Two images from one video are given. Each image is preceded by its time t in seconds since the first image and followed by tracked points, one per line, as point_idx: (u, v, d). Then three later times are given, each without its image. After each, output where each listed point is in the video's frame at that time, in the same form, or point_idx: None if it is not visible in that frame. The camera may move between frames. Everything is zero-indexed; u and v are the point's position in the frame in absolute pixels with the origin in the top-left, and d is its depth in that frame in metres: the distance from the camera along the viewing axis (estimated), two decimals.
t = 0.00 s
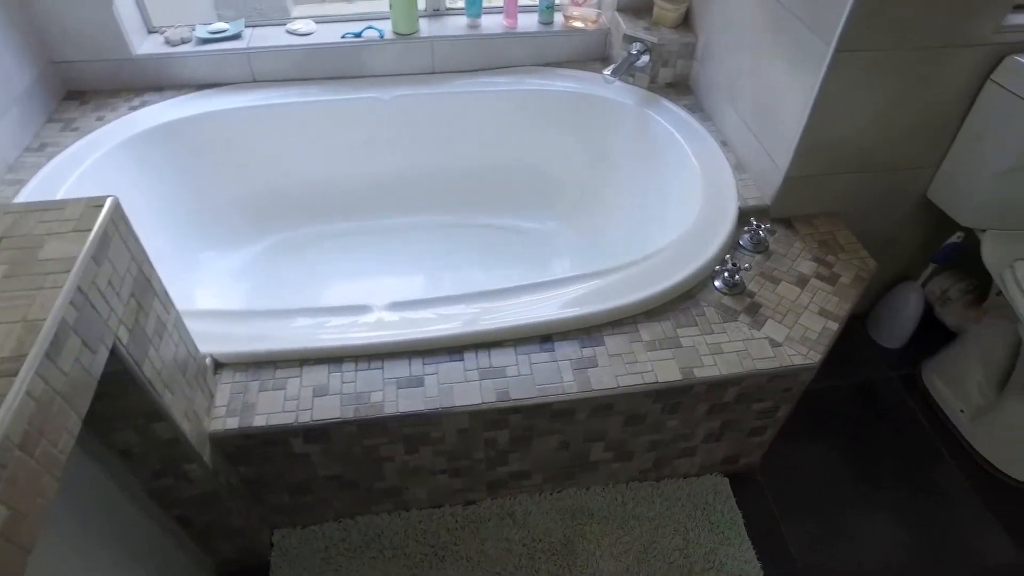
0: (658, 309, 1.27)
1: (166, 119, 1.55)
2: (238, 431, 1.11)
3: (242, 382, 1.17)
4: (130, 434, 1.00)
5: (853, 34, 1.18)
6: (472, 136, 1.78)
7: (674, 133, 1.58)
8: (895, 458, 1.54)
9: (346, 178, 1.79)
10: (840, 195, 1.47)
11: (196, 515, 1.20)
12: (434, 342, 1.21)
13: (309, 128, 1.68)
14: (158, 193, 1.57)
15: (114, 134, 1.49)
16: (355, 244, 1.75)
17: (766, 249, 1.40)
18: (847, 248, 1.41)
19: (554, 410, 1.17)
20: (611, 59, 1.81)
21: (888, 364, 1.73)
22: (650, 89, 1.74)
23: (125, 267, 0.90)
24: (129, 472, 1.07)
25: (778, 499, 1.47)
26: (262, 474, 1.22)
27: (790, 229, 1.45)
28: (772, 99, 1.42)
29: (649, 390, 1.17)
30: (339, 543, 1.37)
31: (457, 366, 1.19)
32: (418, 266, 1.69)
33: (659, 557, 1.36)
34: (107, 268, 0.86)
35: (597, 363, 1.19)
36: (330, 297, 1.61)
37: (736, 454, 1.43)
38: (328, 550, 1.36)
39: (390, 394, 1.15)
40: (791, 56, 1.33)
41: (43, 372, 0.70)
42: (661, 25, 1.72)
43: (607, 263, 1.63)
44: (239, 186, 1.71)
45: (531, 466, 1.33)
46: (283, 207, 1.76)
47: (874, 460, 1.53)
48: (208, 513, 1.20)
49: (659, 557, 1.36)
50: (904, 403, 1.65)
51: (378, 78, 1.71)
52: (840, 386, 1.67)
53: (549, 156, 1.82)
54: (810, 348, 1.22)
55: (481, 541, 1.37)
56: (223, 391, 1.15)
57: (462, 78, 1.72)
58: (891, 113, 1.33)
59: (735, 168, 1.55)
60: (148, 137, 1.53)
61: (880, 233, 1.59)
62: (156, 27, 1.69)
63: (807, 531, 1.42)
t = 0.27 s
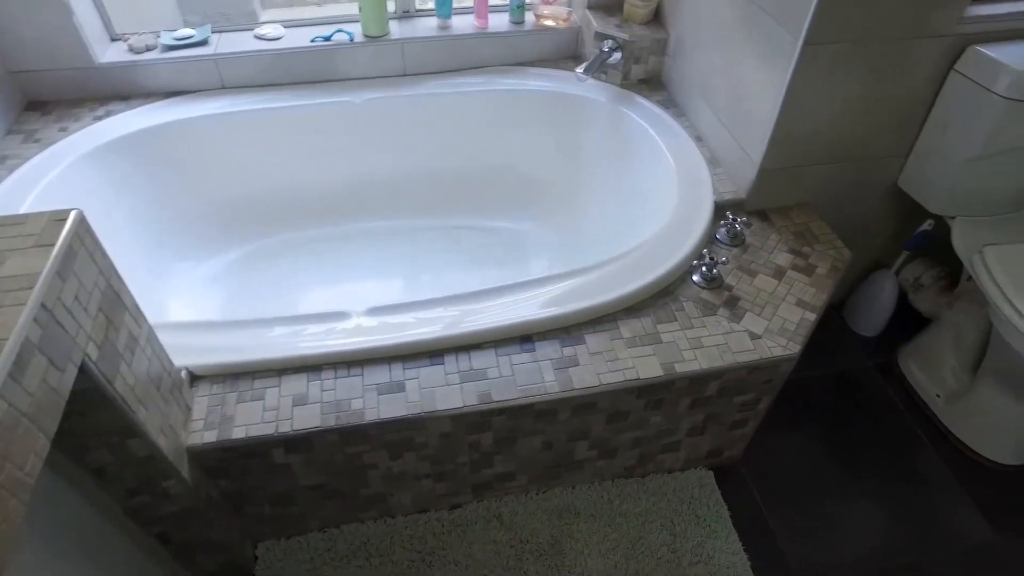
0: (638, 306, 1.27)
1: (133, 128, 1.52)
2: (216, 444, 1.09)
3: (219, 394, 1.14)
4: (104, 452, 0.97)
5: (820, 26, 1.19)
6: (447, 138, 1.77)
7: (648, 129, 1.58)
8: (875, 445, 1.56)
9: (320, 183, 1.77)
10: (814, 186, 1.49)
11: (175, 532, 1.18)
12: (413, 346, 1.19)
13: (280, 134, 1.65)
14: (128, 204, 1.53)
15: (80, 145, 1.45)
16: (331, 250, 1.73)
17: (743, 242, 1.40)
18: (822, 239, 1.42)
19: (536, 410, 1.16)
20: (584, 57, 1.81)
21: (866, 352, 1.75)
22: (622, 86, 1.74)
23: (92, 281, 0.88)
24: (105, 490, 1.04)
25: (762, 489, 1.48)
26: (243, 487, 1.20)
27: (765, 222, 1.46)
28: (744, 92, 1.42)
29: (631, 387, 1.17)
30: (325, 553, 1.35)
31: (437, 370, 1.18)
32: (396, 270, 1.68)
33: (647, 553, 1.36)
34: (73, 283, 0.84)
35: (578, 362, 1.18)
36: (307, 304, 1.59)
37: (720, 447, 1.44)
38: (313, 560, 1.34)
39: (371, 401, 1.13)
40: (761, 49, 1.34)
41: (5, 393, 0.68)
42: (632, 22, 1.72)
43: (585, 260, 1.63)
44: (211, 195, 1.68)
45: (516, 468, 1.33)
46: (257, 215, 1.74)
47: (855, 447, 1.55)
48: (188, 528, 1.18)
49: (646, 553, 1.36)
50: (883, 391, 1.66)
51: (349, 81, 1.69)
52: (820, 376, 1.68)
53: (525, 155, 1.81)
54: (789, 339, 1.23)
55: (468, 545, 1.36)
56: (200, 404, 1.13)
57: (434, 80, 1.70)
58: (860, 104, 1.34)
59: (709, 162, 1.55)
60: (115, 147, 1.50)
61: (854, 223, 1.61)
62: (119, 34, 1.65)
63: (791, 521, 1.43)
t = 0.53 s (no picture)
0: (616, 304, 1.28)
1: (100, 139, 1.50)
2: (195, 458, 1.07)
3: (197, 407, 1.12)
4: (79, 470, 0.95)
5: (787, 21, 1.20)
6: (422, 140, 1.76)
7: (622, 127, 1.58)
8: (855, 432, 1.58)
9: (294, 189, 1.75)
10: (787, 179, 1.50)
11: (156, 548, 1.16)
12: (393, 351, 1.19)
13: (252, 141, 1.64)
14: (98, 215, 1.51)
15: (45, 157, 1.43)
16: (308, 256, 1.71)
17: (719, 237, 1.41)
18: (796, 231, 1.43)
19: (518, 411, 1.16)
20: (555, 56, 1.81)
21: (843, 341, 1.77)
22: (595, 84, 1.74)
23: (60, 297, 0.87)
24: (81, 509, 1.02)
25: (745, 481, 1.49)
26: (224, 500, 1.19)
27: (740, 215, 1.48)
28: (715, 88, 1.43)
29: (612, 385, 1.17)
30: (311, 563, 1.34)
31: (418, 374, 1.17)
32: (375, 274, 1.67)
33: (634, 548, 1.36)
34: (40, 299, 0.82)
35: (559, 362, 1.18)
36: (285, 312, 1.57)
37: (702, 440, 1.45)
38: (299, 570, 1.33)
39: (351, 408, 1.12)
40: (730, 44, 1.35)
41: None
42: (603, 20, 1.73)
43: (564, 258, 1.63)
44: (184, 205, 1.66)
45: (501, 469, 1.33)
46: (232, 223, 1.72)
47: (835, 435, 1.57)
48: (169, 544, 1.16)
49: (633, 548, 1.36)
50: (860, 378, 1.69)
51: (321, 86, 1.68)
52: (799, 366, 1.70)
53: (500, 155, 1.81)
54: (767, 331, 1.24)
55: (455, 548, 1.36)
56: (177, 417, 1.11)
57: (407, 83, 1.70)
58: (829, 96, 1.36)
59: (683, 158, 1.56)
60: (82, 158, 1.47)
61: (827, 214, 1.63)
62: (82, 43, 1.62)
63: (775, 511, 1.44)
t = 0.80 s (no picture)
0: (596, 302, 1.28)
1: (68, 149, 1.47)
2: (175, 471, 1.05)
3: (176, 419, 1.11)
4: (54, 488, 0.94)
5: (755, 17, 1.21)
6: (398, 143, 1.75)
7: (597, 125, 1.59)
8: (835, 422, 1.60)
9: (270, 196, 1.73)
10: (761, 173, 1.52)
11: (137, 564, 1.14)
12: (374, 356, 1.18)
13: (226, 148, 1.62)
14: (69, 228, 1.48)
15: (12, 169, 1.40)
16: (287, 263, 1.70)
17: (696, 232, 1.42)
18: (772, 225, 1.45)
19: (501, 412, 1.16)
20: (529, 56, 1.81)
21: (822, 332, 1.79)
22: (569, 83, 1.75)
23: (27, 312, 0.85)
24: (57, 527, 1.00)
25: (729, 473, 1.50)
26: (206, 512, 1.17)
27: (716, 210, 1.49)
28: (688, 84, 1.44)
29: (594, 383, 1.17)
30: (297, 572, 1.33)
31: (399, 379, 1.16)
32: (355, 279, 1.66)
33: (621, 545, 1.37)
34: (6, 316, 0.81)
35: (540, 361, 1.18)
36: (264, 320, 1.56)
37: (686, 435, 1.46)
38: None
39: (333, 415, 1.12)
40: (702, 41, 1.36)
41: None
42: (575, 19, 1.73)
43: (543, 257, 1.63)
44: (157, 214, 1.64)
45: (486, 470, 1.32)
46: (207, 232, 1.70)
47: (816, 425, 1.59)
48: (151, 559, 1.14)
49: (621, 545, 1.37)
50: (839, 368, 1.71)
51: (294, 91, 1.66)
52: (779, 358, 1.72)
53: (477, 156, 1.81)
54: (745, 324, 1.25)
55: (442, 551, 1.36)
56: (156, 430, 1.09)
57: (381, 86, 1.69)
58: (800, 90, 1.37)
59: (659, 154, 1.57)
60: (51, 169, 1.44)
61: (802, 206, 1.65)
62: (46, 52, 1.59)
63: (759, 502, 1.46)
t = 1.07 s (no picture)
0: (573, 299, 1.29)
1: (33, 161, 1.44)
2: (151, 485, 1.03)
3: (151, 432, 1.09)
4: (25, 506, 0.92)
5: (721, 12, 1.22)
6: (371, 146, 1.74)
7: (570, 123, 1.59)
8: (813, 410, 1.62)
9: (243, 203, 1.72)
10: (733, 167, 1.53)
11: None
12: (351, 361, 1.17)
13: (196, 155, 1.60)
14: (36, 240, 1.45)
15: None
16: (262, 270, 1.68)
17: (670, 227, 1.43)
18: (745, 217, 1.46)
19: (481, 412, 1.16)
20: (501, 55, 1.81)
21: (798, 322, 1.81)
22: (541, 81, 1.75)
23: None
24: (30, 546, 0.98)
25: (711, 465, 1.51)
26: (185, 525, 1.16)
27: (690, 205, 1.50)
28: (658, 81, 1.45)
29: (573, 380, 1.17)
30: None
31: (377, 383, 1.16)
32: (332, 284, 1.65)
33: (606, 541, 1.37)
34: None
35: (519, 361, 1.18)
36: (241, 328, 1.54)
37: (667, 428, 1.46)
38: None
39: (312, 422, 1.11)
40: (670, 37, 1.37)
41: None
42: (545, 18, 1.73)
43: (520, 256, 1.63)
44: (128, 224, 1.62)
45: (468, 472, 1.32)
46: (180, 241, 1.68)
47: (795, 414, 1.61)
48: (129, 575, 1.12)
49: (605, 541, 1.37)
50: (816, 357, 1.73)
51: (264, 96, 1.65)
52: (757, 349, 1.74)
53: (452, 157, 1.81)
54: (721, 316, 1.26)
55: (427, 554, 1.35)
56: (130, 444, 1.07)
57: (352, 89, 1.68)
58: (768, 84, 1.39)
59: (632, 151, 1.58)
60: (15, 181, 1.41)
61: (774, 198, 1.67)
62: (6, 61, 1.56)
63: (740, 493, 1.47)
